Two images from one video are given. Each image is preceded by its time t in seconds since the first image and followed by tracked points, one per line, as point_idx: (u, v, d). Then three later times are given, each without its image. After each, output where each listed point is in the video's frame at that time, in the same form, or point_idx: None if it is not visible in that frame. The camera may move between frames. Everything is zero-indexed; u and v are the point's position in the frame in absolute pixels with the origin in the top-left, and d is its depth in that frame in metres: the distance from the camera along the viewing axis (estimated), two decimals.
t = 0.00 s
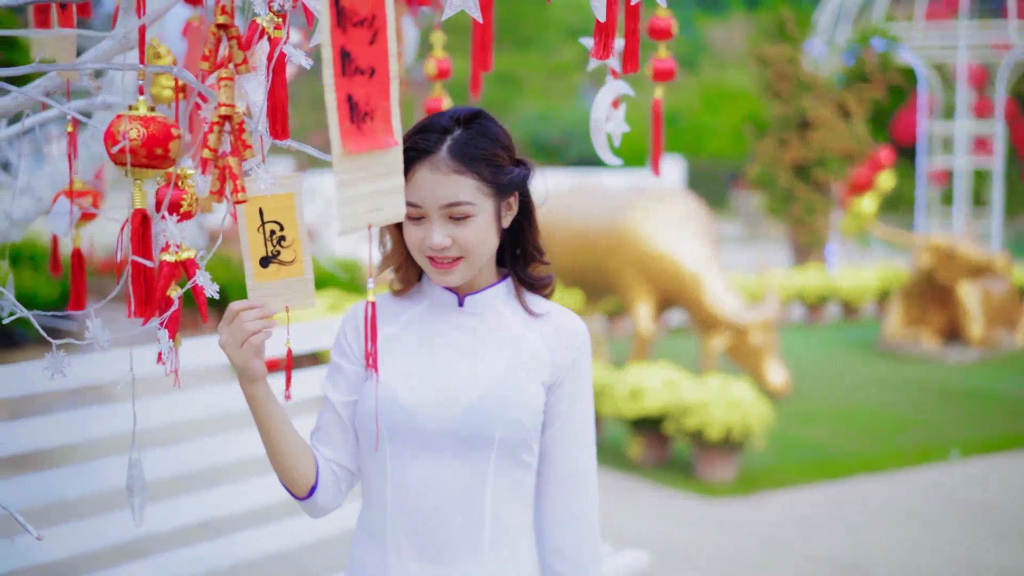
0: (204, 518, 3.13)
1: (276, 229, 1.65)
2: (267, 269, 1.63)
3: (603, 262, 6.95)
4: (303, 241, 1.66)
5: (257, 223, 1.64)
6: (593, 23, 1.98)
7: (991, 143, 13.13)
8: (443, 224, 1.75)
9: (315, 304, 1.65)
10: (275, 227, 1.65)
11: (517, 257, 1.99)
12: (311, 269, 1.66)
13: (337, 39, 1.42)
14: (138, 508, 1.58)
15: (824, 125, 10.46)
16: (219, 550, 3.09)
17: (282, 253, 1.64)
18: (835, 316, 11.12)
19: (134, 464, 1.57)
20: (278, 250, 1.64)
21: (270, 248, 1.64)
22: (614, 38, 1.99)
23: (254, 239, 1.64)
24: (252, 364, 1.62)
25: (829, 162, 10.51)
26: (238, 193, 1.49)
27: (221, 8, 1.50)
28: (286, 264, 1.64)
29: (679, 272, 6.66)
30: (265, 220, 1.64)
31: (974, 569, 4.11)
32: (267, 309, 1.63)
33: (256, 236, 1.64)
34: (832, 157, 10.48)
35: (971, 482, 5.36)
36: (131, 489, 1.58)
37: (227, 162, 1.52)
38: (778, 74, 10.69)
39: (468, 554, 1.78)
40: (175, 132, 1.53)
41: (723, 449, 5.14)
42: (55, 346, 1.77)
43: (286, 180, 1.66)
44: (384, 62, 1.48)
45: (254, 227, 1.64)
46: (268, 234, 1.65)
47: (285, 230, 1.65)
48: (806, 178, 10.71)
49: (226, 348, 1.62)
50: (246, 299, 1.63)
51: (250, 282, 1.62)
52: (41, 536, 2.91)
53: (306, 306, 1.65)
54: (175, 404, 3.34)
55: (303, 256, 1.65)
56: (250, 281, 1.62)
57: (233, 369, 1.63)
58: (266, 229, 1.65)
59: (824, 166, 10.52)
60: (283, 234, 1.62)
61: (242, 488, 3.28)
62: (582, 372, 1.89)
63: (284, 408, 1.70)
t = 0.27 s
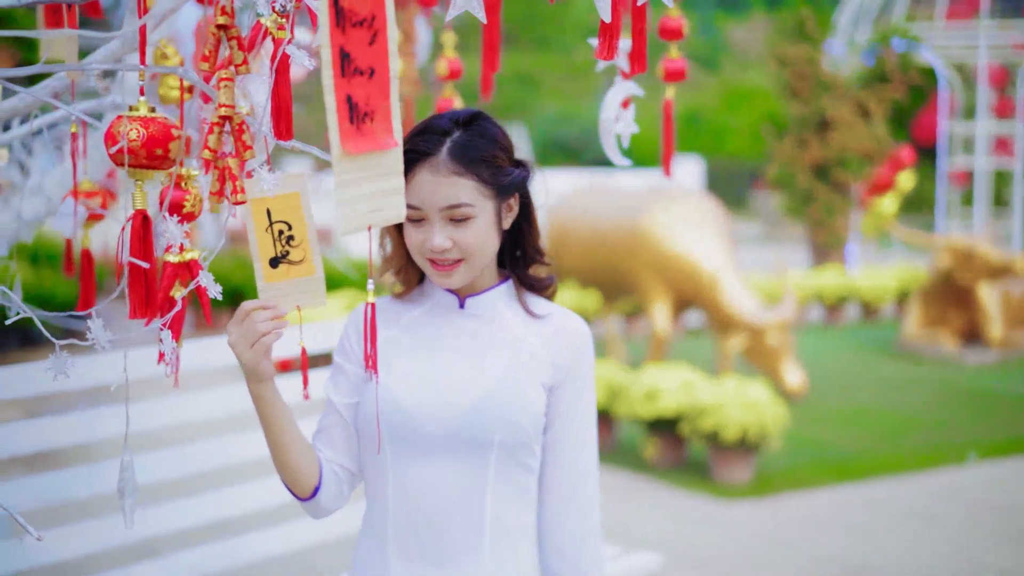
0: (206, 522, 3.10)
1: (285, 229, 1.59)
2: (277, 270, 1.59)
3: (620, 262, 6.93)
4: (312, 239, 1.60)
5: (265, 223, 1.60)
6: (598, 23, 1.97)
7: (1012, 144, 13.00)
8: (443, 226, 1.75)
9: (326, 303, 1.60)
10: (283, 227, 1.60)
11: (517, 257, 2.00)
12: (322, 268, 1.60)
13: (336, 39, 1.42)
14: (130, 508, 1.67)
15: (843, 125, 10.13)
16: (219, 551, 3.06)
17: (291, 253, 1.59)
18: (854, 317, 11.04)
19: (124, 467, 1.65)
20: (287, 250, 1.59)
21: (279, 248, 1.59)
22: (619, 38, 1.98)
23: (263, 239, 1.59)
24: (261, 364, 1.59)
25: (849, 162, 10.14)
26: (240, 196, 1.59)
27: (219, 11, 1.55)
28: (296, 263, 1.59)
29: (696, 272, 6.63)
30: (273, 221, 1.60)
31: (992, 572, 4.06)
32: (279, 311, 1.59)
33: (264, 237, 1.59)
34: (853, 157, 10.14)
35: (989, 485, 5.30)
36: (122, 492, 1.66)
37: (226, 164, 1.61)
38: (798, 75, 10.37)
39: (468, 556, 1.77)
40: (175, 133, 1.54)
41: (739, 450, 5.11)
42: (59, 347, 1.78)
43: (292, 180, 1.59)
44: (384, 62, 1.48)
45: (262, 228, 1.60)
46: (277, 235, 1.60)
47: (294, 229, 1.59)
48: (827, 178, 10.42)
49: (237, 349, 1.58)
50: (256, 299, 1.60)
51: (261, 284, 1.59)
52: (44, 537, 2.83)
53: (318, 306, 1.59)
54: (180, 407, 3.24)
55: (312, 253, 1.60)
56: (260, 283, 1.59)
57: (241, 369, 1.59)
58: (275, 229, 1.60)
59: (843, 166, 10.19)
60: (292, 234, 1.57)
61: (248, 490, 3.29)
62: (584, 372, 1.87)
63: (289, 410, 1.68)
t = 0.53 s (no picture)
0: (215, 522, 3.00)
1: (293, 229, 1.60)
2: (286, 269, 1.60)
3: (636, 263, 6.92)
4: (319, 237, 1.63)
5: (272, 223, 1.60)
6: (605, 24, 1.96)
7: None
8: (449, 225, 1.75)
9: (334, 302, 1.63)
10: (291, 226, 1.60)
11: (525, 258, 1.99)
12: (329, 267, 1.63)
13: (339, 38, 1.42)
14: (128, 507, 1.68)
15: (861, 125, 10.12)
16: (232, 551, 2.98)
17: (300, 252, 1.61)
18: (871, 318, 10.98)
19: (122, 468, 1.65)
20: (295, 249, 1.60)
21: (287, 248, 1.60)
22: (626, 39, 1.97)
23: (271, 239, 1.60)
24: (267, 363, 1.59)
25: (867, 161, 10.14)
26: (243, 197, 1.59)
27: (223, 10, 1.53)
28: (305, 262, 1.61)
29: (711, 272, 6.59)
30: (281, 220, 1.60)
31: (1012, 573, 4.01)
32: (288, 309, 1.60)
33: (273, 237, 1.60)
34: (870, 156, 10.14)
35: (1007, 486, 5.25)
36: (120, 492, 1.67)
37: (229, 164, 1.61)
38: (816, 75, 10.34)
39: (470, 556, 1.77)
40: (180, 133, 1.54)
41: (754, 451, 5.08)
42: (66, 347, 1.77)
43: (298, 177, 1.60)
44: (387, 63, 1.47)
45: (270, 227, 1.60)
46: (285, 232, 1.60)
47: (302, 229, 1.61)
48: (845, 179, 10.42)
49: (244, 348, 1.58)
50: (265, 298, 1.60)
51: (269, 283, 1.59)
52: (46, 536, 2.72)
53: (326, 303, 1.62)
54: (186, 407, 3.10)
55: (320, 251, 1.62)
56: (269, 281, 1.59)
57: (248, 367, 1.60)
58: (282, 228, 1.60)
59: (862, 166, 10.19)
60: (301, 234, 1.59)
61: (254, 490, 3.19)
62: (589, 372, 1.86)
63: (294, 409, 1.68)
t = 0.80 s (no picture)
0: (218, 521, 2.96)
1: (300, 229, 1.62)
2: (294, 268, 1.61)
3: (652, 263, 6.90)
4: (327, 239, 1.63)
5: (280, 222, 1.61)
6: (613, 22, 1.94)
7: None
8: (458, 220, 1.76)
9: (342, 304, 1.62)
10: (299, 225, 1.62)
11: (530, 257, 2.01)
12: (336, 268, 1.63)
13: (344, 37, 1.41)
14: (129, 506, 1.67)
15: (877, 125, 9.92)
16: (237, 550, 2.95)
17: (307, 253, 1.61)
18: (888, 318, 10.91)
19: (123, 467, 1.64)
20: (302, 249, 1.61)
21: (295, 248, 1.61)
22: (635, 38, 1.95)
23: (279, 239, 1.61)
24: (273, 363, 1.59)
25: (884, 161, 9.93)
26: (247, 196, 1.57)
27: (229, 9, 1.53)
28: (312, 263, 1.61)
29: (727, 273, 6.54)
30: (289, 220, 1.61)
31: None
32: (296, 310, 1.60)
33: (280, 236, 1.61)
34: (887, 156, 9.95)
35: None
36: (120, 490, 1.66)
37: (236, 163, 1.61)
38: (833, 75, 10.31)
39: (472, 555, 1.77)
40: (186, 132, 1.54)
41: (768, 452, 5.05)
42: (73, 343, 1.79)
43: (306, 178, 1.61)
44: (392, 62, 1.46)
45: (277, 227, 1.61)
46: (293, 232, 1.61)
47: (309, 229, 1.62)
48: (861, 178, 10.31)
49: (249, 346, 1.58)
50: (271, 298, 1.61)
51: (278, 283, 1.60)
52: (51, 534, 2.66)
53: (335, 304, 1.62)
54: (189, 406, 3.04)
55: (328, 252, 1.63)
56: (277, 281, 1.60)
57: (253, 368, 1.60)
58: (289, 229, 1.62)
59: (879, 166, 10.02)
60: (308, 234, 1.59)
61: (255, 492, 3.13)
62: (593, 371, 1.85)
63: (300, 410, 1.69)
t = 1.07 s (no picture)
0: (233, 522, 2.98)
1: (309, 229, 1.70)
2: (301, 267, 1.68)
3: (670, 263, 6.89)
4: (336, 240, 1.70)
5: (290, 222, 1.70)
6: (626, 20, 1.93)
7: None
8: (472, 212, 1.81)
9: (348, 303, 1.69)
10: (307, 226, 1.70)
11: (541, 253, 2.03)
12: (343, 269, 1.69)
13: (353, 35, 1.42)
14: (138, 503, 1.67)
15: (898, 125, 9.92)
16: (253, 551, 2.97)
17: (315, 252, 1.69)
18: (908, 319, 10.84)
19: (131, 464, 1.65)
20: (310, 249, 1.69)
21: (303, 248, 1.69)
22: (647, 35, 1.94)
23: (288, 239, 1.69)
24: (281, 363, 1.63)
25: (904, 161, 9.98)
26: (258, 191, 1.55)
27: (240, 5, 1.52)
28: (319, 262, 1.68)
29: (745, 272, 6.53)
30: (298, 219, 1.70)
31: None
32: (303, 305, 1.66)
33: (289, 236, 1.69)
34: (908, 157, 9.96)
35: None
36: (128, 489, 1.66)
37: (246, 161, 1.59)
38: (853, 74, 10.25)
39: (476, 554, 1.77)
40: (196, 129, 1.54)
41: (786, 452, 5.03)
42: (85, 342, 1.81)
43: (315, 179, 1.70)
44: (402, 59, 1.47)
45: (287, 226, 1.70)
46: (300, 233, 1.70)
47: (317, 229, 1.70)
48: (882, 179, 10.31)
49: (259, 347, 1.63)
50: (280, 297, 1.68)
51: (285, 282, 1.68)
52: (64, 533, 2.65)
53: (340, 304, 1.68)
54: (208, 405, 3.07)
55: (335, 252, 1.70)
56: (285, 281, 1.68)
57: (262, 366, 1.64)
58: (299, 228, 1.70)
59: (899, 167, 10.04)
60: (315, 233, 1.67)
61: (275, 491, 3.15)
62: (601, 369, 1.85)
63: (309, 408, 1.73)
